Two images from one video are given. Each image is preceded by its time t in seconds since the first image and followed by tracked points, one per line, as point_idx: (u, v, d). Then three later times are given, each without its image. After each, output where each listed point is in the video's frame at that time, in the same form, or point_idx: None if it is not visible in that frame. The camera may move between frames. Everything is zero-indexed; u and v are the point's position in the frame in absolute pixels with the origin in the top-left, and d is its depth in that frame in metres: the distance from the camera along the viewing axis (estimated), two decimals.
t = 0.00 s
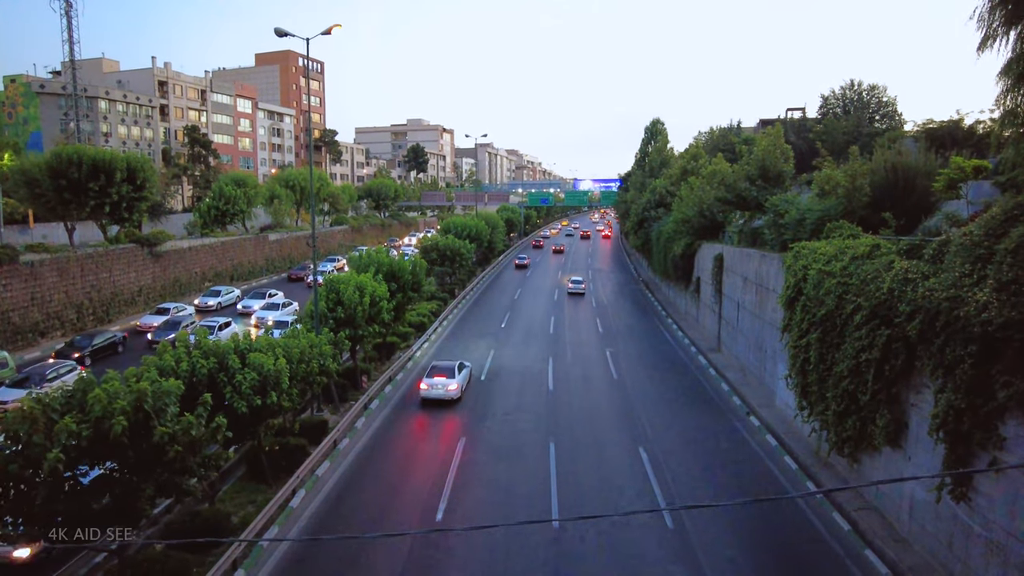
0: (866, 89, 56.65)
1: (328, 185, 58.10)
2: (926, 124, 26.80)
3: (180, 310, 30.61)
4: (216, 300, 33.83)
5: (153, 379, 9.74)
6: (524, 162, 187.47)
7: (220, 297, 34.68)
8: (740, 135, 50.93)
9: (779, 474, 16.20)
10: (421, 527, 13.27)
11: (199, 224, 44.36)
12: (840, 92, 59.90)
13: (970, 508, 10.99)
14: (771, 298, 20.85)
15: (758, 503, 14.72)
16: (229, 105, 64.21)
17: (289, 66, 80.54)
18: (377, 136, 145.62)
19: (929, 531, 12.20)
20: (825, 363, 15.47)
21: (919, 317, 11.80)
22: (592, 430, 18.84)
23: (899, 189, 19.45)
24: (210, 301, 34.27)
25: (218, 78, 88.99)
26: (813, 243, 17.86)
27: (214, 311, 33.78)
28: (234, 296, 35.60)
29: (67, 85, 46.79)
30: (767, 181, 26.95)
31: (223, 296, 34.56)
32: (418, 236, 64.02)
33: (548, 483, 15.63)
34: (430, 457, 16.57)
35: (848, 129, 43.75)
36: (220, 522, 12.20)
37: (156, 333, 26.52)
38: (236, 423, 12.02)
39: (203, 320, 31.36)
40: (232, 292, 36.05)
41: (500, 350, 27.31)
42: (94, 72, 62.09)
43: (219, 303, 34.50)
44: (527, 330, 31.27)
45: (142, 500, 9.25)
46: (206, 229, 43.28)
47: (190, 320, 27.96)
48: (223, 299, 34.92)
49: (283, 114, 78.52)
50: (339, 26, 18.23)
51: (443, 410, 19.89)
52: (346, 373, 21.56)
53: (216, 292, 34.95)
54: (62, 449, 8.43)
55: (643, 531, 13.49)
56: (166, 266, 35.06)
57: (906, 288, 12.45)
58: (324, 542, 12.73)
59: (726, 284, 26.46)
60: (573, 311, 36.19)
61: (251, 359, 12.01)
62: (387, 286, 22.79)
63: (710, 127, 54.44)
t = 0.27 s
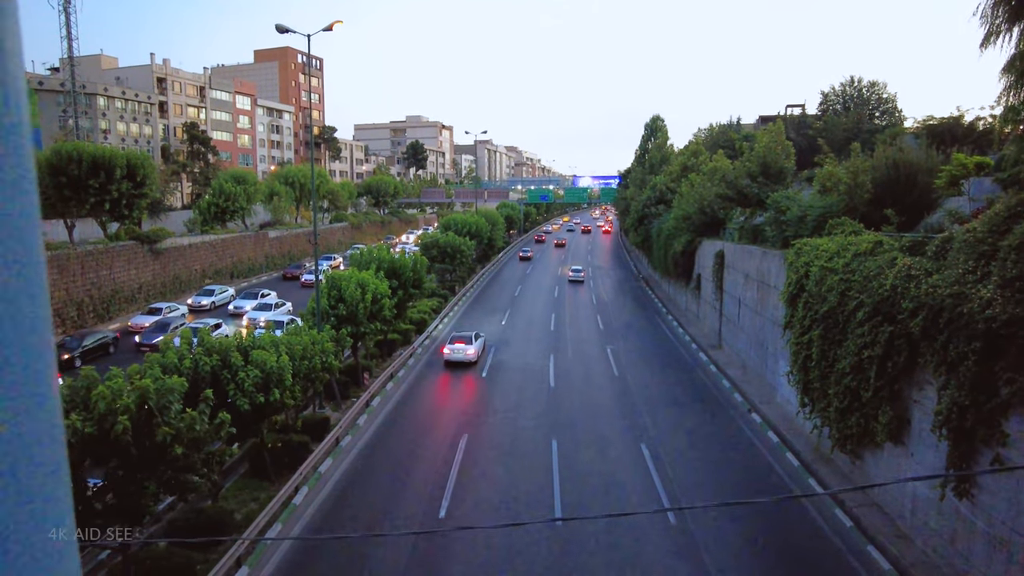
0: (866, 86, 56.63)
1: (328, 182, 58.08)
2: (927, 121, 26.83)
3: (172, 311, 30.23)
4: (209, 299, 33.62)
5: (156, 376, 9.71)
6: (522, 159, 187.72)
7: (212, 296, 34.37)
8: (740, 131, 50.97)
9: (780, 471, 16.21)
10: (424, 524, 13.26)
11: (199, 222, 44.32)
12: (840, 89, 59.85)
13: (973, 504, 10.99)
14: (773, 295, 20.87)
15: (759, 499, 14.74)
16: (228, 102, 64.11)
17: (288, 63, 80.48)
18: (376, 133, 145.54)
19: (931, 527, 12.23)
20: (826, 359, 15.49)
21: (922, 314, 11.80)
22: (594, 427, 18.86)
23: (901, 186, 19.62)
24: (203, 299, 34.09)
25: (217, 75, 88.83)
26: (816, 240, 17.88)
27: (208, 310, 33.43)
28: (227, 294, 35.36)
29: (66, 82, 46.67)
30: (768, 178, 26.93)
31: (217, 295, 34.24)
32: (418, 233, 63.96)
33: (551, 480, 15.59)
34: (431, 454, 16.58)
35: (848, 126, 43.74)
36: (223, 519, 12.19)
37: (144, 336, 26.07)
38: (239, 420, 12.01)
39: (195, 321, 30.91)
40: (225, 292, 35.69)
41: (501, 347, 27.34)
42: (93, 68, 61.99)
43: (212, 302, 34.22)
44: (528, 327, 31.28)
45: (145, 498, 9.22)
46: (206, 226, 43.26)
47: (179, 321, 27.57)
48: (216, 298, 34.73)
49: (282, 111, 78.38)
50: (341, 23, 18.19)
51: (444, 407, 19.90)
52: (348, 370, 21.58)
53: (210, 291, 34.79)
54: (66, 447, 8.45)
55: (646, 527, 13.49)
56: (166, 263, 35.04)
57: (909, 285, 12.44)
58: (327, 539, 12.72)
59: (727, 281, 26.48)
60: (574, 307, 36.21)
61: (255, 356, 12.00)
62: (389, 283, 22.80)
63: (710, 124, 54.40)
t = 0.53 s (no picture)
0: (867, 83, 56.62)
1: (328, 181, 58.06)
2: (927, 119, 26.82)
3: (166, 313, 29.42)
4: (203, 300, 32.92)
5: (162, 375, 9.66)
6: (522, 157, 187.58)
7: (207, 297, 33.64)
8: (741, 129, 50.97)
9: (785, 469, 16.20)
10: (430, 522, 13.23)
11: (199, 220, 44.28)
12: (841, 86, 59.84)
13: (980, 502, 10.98)
14: (776, 293, 20.85)
15: (764, 497, 14.72)
16: (229, 100, 64.08)
17: (288, 61, 80.42)
18: (376, 132, 145.35)
19: (936, 525, 12.23)
20: (830, 357, 15.49)
21: (928, 311, 11.78)
22: (598, 426, 18.85)
23: (904, 183, 19.61)
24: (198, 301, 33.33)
25: (217, 73, 88.79)
26: (819, 238, 17.87)
27: (202, 311, 32.66)
28: (223, 294, 35.01)
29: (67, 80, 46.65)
30: (771, 176, 26.88)
31: (212, 295, 33.87)
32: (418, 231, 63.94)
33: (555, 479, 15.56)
34: (435, 453, 16.56)
35: (849, 124, 43.76)
36: (228, 518, 12.15)
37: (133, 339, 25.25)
38: (243, 418, 11.99)
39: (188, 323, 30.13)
40: (220, 292, 34.90)
41: (503, 345, 27.34)
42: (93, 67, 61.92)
43: (207, 303, 33.81)
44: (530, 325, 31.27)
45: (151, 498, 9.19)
46: (207, 224, 43.21)
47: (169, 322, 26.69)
48: (211, 298, 34.21)
49: (282, 109, 78.29)
50: (344, 21, 18.08)
51: (447, 405, 19.90)
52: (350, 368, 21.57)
53: (205, 292, 34.40)
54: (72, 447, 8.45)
55: (652, 525, 13.47)
56: (168, 262, 35.05)
57: (915, 282, 12.42)
58: (332, 537, 12.70)
59: (729, 279, 26.48)
60: (576, 305, 36.23)
61: (259, 354, 11.97)
62: (391, 281, 22.78)
63: (710, 122, 54.39)
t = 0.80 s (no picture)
0: (869, 82, 56.54)
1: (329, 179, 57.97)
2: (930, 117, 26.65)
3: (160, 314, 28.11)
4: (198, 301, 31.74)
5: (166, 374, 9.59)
6: (522, 155, 187.43)
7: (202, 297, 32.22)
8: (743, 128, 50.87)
9: (789, 469, 16.16)
10: (434, 522, 13.19)
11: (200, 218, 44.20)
12: (843, 85, 59.75)
13: (987, 502, 10.94)
14: (780, 292, 20.81)
15: (769, 497, 14.68)
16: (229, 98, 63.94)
17: (289, 59, 80.30)
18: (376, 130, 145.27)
19: (942, 525, 12.20)
20: (835, 356, 15.44)
21: (935, 310, 11.73)
22: (601, 425, 18.80)
23: (908, 183, 19.50)
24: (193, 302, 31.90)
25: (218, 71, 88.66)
26: (824, 237, 17.82)
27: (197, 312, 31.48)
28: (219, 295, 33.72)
29: (67, 78, 46.52)
30: (774, 174, 26.79)
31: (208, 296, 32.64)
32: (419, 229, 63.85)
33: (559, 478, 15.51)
34: (439, 452, 16.51)
35: (851, 122, 43.70)
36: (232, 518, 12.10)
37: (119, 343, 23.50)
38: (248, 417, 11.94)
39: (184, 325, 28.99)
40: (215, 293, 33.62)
41: (505, 343, 27.32)
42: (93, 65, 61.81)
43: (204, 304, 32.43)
44: (532, 323, 31.25)
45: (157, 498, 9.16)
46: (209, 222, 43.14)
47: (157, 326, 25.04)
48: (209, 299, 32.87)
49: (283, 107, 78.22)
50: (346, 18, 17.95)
51: (451, 404, 19.87)
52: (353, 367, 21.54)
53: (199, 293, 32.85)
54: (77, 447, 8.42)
55: (657, 523, 13.46)
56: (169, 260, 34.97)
57: (921, 282, 12.38)
58: (336, 536, 12.67)
59: (732, 278, 26.44)
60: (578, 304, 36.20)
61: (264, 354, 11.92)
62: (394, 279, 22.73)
63: (712, 120, 54.31)
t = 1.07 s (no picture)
0: (870, 81, 56.45)
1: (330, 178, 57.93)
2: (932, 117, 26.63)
3: (155, 316, 27.30)
4: (193, 302, 30.72)
5: (171, 375, 9.56)
6: (524, 155, 187.49)
7: (197, 299, 31.27)
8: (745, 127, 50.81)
9: (793, 469, 16.13)
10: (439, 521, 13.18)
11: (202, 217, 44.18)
12: (844, 84, 59.67)
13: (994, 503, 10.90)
14: (783, 291, 20.79)
15: (773, 497, 14.65)
16: (231, 97, 63.90)
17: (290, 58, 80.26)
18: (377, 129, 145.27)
19: (948, 525, 12.16)
20: (840, 356, 15.41)
21: (942, 310, 11.70)
22: (604, 424, 18.78)
23: (912, 182, 19.43)
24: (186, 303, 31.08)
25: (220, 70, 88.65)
26: (828, 236, 17.78)
27: (193, 314, 30.52)
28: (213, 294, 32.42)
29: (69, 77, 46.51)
30: (777, 174, 26.71)
31: (202, 296, 31.59)
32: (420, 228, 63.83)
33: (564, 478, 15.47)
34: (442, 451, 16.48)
35: (852, 121, 43.66)
36: (237, 517, 12.07)
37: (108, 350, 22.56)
38: (252, 417, 11.91)
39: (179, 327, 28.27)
40: (211, 293, 32.32)
41: (507, 343, 27.31)
42: (95, 64, 61.79)
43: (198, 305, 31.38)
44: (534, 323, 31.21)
45: (164, 498, 9.15)
46: (210, 221, 43.12)
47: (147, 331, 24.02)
48: (203, 299, 31.78)
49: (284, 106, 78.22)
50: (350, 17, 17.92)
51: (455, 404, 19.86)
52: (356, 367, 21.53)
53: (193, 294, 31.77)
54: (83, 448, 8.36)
55: (661, 522, 13.44)
56: (171, 259, 34.96)
57: (928, 281, 12.35)
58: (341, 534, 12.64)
59: (735, 277, 26.42)
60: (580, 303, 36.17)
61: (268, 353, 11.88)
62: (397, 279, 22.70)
63: (713, 119, 54.26)
